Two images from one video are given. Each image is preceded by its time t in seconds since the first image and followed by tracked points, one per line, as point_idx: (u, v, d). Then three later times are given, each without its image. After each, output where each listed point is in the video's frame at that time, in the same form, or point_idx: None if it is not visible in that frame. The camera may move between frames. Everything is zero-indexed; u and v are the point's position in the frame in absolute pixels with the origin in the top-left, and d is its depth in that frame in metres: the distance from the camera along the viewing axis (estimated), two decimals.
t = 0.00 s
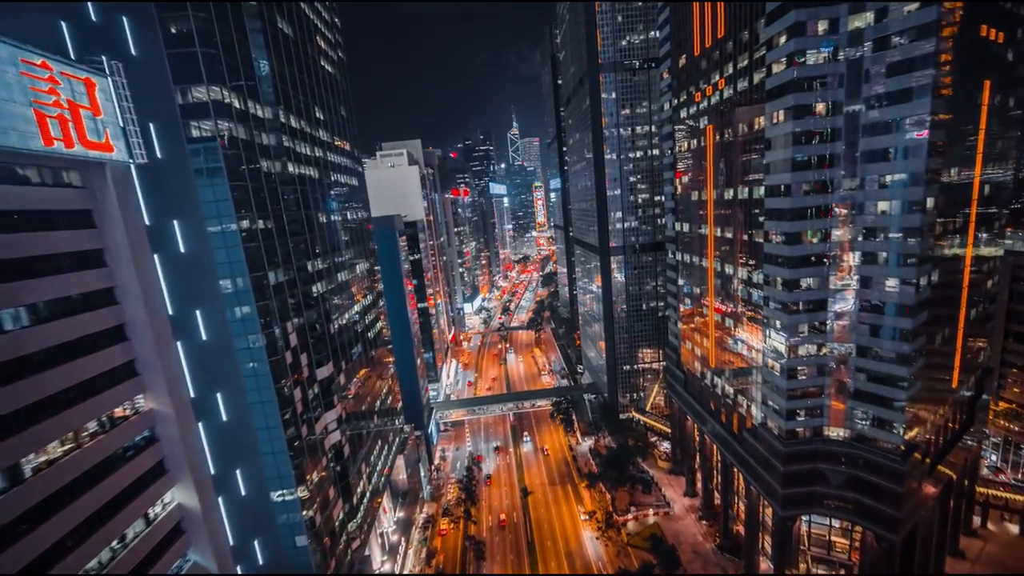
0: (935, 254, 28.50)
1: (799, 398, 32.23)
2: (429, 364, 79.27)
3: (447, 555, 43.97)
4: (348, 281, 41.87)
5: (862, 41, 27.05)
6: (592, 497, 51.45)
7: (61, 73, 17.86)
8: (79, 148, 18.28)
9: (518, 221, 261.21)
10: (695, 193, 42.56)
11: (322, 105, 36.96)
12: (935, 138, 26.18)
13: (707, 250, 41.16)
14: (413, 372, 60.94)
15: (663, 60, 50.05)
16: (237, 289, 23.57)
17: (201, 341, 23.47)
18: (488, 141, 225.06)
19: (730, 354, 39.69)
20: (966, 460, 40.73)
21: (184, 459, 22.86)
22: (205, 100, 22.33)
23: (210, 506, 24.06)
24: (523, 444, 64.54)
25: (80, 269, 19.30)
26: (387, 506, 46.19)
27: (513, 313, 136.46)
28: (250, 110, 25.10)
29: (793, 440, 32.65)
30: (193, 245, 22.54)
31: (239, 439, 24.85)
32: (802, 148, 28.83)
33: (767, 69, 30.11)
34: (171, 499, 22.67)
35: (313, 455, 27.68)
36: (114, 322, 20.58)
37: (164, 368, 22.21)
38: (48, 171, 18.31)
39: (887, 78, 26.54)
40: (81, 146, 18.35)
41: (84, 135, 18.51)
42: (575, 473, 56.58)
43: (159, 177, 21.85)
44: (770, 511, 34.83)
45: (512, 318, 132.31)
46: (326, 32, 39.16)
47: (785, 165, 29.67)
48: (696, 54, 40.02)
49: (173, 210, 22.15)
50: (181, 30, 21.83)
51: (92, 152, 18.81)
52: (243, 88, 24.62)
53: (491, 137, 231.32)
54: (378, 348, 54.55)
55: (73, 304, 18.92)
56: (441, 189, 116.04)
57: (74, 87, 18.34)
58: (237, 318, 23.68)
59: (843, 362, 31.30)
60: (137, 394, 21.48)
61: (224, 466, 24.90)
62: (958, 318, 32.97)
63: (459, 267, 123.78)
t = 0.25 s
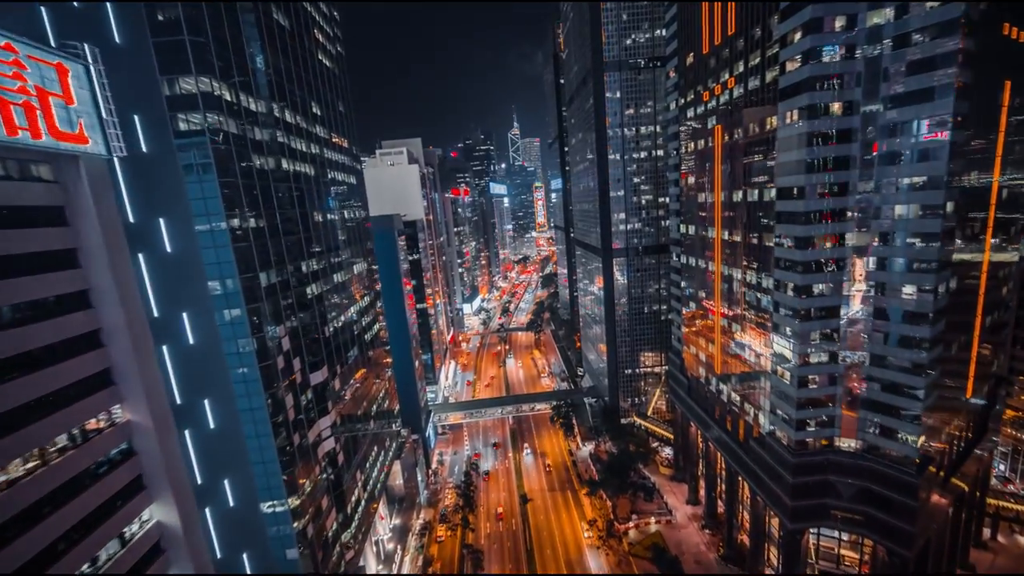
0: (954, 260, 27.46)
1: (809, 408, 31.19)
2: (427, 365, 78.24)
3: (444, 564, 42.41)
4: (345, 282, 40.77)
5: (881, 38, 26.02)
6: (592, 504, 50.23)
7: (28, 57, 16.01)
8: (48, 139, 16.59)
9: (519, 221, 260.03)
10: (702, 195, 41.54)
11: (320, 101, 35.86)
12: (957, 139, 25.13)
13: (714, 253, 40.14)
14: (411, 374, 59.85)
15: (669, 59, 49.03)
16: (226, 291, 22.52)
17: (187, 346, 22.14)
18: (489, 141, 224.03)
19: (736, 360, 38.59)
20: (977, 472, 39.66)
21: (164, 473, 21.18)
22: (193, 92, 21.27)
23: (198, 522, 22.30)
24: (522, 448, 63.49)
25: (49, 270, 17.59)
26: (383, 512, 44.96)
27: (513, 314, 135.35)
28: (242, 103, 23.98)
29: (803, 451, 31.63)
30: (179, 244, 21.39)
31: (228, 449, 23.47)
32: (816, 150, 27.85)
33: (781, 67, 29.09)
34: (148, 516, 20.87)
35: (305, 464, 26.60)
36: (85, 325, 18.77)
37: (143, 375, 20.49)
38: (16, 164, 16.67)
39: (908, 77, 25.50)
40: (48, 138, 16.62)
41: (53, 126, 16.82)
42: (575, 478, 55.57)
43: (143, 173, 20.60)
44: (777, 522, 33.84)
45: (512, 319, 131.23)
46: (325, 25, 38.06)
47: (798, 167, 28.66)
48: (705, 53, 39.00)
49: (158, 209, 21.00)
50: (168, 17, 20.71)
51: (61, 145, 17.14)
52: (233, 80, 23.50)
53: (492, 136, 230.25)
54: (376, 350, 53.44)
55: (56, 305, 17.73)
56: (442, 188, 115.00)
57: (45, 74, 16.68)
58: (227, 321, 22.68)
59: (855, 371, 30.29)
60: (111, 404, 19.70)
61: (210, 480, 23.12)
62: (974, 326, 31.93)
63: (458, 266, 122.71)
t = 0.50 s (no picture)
0: (971, 266, 26.58)
1: (819, 416, 30.28)
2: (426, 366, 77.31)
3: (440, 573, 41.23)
4: (343, 283, 39.71)
5: (898, 36, 25.12)
6: (592, 510, 49.26)
7: None
8: (16, 129, 14.78)
9: (518, 221, 258.93)
10: (708, 196, 40.63)
11: (317, 96, 34.89)
12: (977, 141, 24.23)
13: (720, 256, 39.26)
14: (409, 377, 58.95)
15: (674, 57, 48.12)
16: (216, 292, 21.92)
17: (176, 350, 21.44)
18: (490, 141, 223.00)
19: (743, 366, 37.59)
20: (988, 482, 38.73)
21: (148, 487, 19.79)
22: (182, 83, 20.41)
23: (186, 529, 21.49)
24: (521, 452, 62.56)
25: (23, 270, 16.18)
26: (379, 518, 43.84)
27: (512, 315, 134.34)
28: (234, 96, 22.94)
29: (812, 460, 30.69)
30: (168, 243, 20.90)
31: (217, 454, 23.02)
32: (830, 150, 26.92)
33: (793, 65, 28.20)
34: (129, 533, 19.48)
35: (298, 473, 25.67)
36: (60, 329, 17.32)
37: (126, 383, 19.00)
38: None
39: (927, 76, 24.60)
40: (16, 127, 14.77)
41: (21, 114, 14.97)
42: (575, 483, 54.74)
43: (128, 166, 19.57)
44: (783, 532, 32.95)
45: (511, 320, 130.20)
46: (323, 19, 37.06)
47: (811, 169, 27.78)
48: (712, 51, 38.06)
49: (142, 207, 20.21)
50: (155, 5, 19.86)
51: (31, 135, 15.29)
52: (224, 71, 22.48)
53: (492, 136, 229.23)
54: (374, 352, 52.44)
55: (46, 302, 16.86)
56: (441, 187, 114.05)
57: (14, 56, 14.90)
58: (217, 324, 22.04)
59: (867, 379, 29.41)
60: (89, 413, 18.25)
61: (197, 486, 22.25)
62: (988, 333, 31.03)
63: (458, 266, 121.71)
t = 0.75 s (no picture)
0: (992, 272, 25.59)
1: (829, 425, 29.45)
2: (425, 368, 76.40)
3: None
4: (340, 283, 38.74)
5: (916, 33, 24.26)
6: (593, 516, 48.36)
7: None
8: None
9: (519, 221, 258.00)
10: (714, 197, 39.80)
11: (315, 92, 33.96)
12: (998, 142, 23.34)
13: (726, 259, 38.43)
14: (407, 379, 58.08)
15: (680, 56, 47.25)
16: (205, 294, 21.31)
17: (162, 357, 19.78)
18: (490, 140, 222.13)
19: (749, 372, 36.65)
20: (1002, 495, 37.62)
21: (125, 501, 19.22)
22: (169, 75, 19.74)
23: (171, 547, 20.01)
24: (521, 456, 61.65)
25: None
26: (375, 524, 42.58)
27: (512, 316, 133.39)
28: (226, 89, 22.41)
29: (822, 471, 29.81)
30: (153, 242, 18.98)
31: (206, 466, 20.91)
32: (844, 151, 26.04)
33: (804, 64, 27.37)
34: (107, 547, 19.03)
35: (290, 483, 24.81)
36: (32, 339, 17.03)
37: (101, 394, 18.42)
38: None
39: (946, 75, 23.74)
40: None
41: None
42: (575, 487, 53.86)
43: (109, 157, 18.03)
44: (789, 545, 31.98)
45: (511, 321, 129.26)
46: (321, 12, 36.12)
47: (823, 171, 26.95)
48: (720, 48, 37.17)
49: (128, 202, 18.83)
50: None
51: None
52: (217, 64, 21.96)
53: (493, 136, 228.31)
54: (372, 354, 51.53)
55: (18, 307, 16.70)
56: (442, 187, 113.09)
57: None
58: (206, 327, 21.36)
59: (880, 387, 28.58)
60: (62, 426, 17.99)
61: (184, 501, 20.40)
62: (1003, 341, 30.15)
63: (457, 266, 120.79)
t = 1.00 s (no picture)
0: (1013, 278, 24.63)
1: (840, 435, 28.41)
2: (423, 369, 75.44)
3: None
4: (337, 284, 37.78)
5: (937, 29, 23.38)
6: (593, 523, 47.26)
7: None
8: None
9: (518, 221, 257.42)
10: (721, 199, 38.95)
11: (311, 87, 33.04)
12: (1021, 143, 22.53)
13: (733, 263, 37.59)
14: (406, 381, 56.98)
15: (685, 54, 46.37)
16: (192, 295, 20.14)
17: (146, 361, 18.98)
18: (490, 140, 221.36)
19: (755, 379, 35.73)
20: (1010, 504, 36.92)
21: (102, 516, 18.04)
22: (156, 65, 18.41)
23: (154, 564, 18.83)
24: (519, 459, 60.77)
25: None
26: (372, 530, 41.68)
27: (512, 317, 132.52)
28: (215, 81, 21.46)
29: (831, 482, 28.77)
30: (139, 241, 18.28)
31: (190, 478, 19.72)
32: (859, 151, 25.05)
33: (818, 61, 26.43)
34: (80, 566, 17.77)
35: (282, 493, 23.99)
36: None
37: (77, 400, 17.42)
38: None
39: (967, 73, 22.94)
40: None
41: None
42: (575, 493, 52.89)
43: (97, 152, 17.40)
44: (797, 557, 31.10)
45: (510, 322, 128.40)
46: (319, 6, 35.19)
47: (837, 172, 25.96)
48: (729, 46, 36.26)
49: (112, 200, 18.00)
50: None
51: None
52: (207, 54, 20.94)
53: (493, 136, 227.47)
54: (370, 355, 50.58)
55: None
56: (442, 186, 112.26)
57: None
58: (193, 330, 20.20)
59: (894, 397, 27.68)
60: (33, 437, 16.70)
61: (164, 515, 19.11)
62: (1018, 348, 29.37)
63: (457, 267, 119.98)
